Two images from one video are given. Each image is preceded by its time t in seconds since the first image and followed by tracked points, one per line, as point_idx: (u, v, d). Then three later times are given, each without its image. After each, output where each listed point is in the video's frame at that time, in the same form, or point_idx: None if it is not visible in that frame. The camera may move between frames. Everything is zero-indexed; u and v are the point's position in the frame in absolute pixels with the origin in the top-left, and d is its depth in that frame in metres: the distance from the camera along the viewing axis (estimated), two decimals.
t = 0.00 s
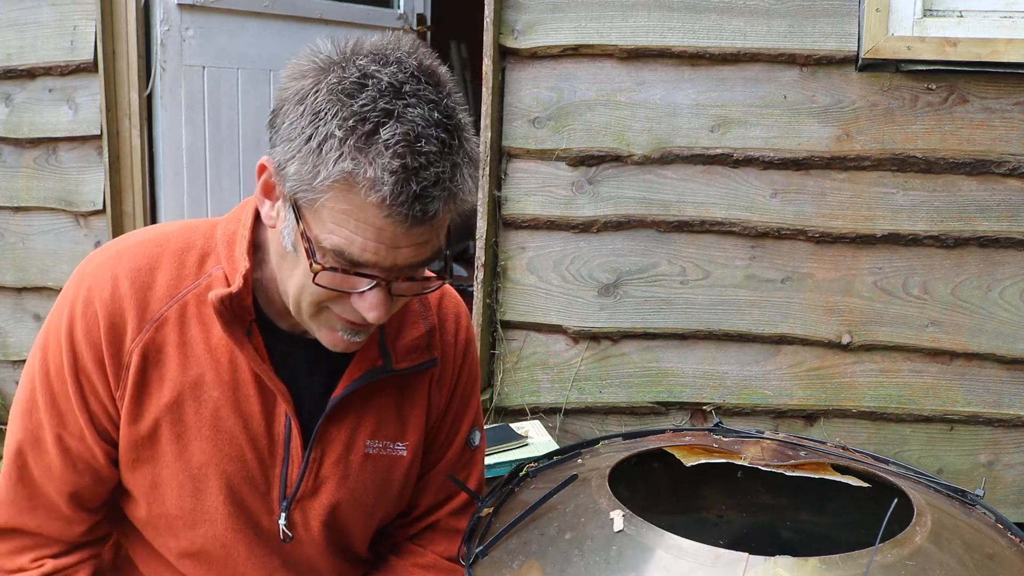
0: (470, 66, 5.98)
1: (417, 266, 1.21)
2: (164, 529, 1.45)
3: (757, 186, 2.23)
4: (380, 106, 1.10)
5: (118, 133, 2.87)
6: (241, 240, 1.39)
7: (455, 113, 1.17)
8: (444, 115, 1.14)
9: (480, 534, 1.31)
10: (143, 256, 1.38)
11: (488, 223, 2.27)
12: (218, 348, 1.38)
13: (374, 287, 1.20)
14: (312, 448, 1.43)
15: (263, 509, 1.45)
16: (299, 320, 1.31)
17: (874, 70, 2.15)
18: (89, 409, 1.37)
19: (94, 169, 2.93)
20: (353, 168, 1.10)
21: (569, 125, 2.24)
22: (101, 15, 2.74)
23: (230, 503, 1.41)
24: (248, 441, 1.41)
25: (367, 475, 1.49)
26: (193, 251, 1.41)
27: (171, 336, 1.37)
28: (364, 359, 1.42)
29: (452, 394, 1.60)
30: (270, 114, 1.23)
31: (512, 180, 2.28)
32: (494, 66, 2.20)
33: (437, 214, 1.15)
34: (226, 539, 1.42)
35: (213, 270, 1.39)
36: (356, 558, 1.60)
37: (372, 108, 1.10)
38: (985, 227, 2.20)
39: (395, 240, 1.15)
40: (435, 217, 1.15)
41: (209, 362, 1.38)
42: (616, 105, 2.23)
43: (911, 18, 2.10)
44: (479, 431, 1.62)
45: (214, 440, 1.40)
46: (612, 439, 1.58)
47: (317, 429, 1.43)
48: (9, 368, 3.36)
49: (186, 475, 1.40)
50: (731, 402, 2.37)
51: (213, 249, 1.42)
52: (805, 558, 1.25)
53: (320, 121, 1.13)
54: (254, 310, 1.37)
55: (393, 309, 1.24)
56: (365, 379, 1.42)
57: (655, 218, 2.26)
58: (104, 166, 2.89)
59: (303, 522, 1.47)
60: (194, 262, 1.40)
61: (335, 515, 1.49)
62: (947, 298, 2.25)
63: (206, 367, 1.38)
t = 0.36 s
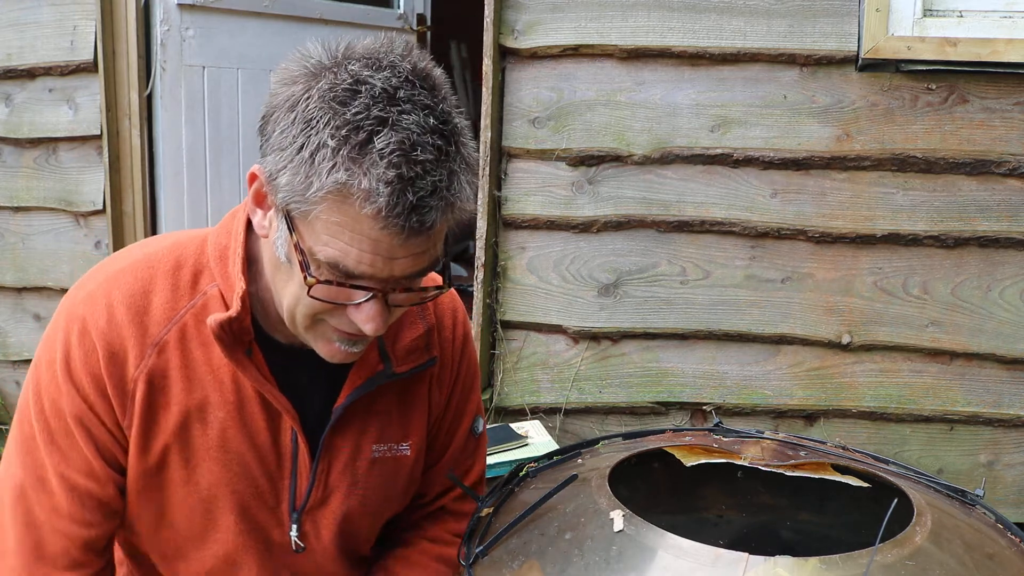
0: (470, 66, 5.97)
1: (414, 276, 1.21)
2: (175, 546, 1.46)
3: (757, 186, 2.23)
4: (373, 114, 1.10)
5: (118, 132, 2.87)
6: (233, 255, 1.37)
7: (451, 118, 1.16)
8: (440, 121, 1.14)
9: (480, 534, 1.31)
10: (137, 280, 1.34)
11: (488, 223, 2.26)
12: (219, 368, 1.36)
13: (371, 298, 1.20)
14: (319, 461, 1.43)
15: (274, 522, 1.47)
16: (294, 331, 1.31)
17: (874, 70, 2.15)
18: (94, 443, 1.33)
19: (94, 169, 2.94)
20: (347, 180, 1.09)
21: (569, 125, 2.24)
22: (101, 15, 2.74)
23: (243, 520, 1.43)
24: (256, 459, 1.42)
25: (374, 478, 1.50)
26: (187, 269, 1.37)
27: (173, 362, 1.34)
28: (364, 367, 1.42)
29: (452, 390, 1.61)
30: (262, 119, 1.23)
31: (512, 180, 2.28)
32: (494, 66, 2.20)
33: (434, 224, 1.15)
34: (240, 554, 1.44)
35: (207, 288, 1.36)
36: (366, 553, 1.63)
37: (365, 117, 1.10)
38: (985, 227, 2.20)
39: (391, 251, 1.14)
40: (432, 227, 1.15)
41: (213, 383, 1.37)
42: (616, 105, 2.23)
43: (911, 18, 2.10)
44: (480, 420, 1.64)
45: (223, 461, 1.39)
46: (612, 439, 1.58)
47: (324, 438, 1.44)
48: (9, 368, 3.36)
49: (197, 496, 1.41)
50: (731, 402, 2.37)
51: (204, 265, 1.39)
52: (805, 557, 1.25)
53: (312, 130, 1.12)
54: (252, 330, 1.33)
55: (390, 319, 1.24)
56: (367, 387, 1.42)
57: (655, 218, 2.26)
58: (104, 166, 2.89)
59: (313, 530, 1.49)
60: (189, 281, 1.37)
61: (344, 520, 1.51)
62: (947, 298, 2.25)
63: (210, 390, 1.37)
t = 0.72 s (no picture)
0: (470, 66, 5.96)
1: (418, 283, 1.21)
2: None
3: (757, 186, 2.23)
4: (376, 116, 1.09)
5: (118, 132, 2.87)
6: (234, 277, 1.30)
7: (452, 119, 1.16)
8: (442, 122, 1.13)
9: (480, 534, 1.31)
10: (146, 320, 1.25)
11: (487, 223, 2.26)
12: (235, 396, 1.31)
13: (376, 307, 1.19)
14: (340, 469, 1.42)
15: (301, 541, 1.45)
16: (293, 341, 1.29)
17: (874, 70, 2.15)
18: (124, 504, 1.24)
19: (94, 169, 2.94)
20: (351, 185, 1.08)
21: (569, 125, 2.24)
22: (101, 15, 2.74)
23: (273, 543, 1.41)
24: (280, 484, 1.39)
25: (392, 480, 1.51)
26: (191, 300, 1.29)
27: (195, 399, 1.28)
28: (373, 369, 1.42)
29: (450, 380, 1.62)
30: (257, 123, 1.21)
31: (512, 180, 2.28)
32: (494, 66, 2.20)
33: (439, 229, 1.14)
34: None
35: (211, 315, 1.30)
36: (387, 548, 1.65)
37: (367, 119, 1.09)
38: (985, 227, 2.20)
39: (396, 258, 1.14)
40: (437, 233, 1.14)
41: (232, 413, 1.32)
42: (616, 105, 2.23)
43: (911, 18, 2.10)
44: (472, 402, 1.67)
45: (250, 491, 1.36)
46: (612, 439, 1.58)
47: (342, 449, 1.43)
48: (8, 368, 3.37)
49: (226, 528, 1.38)
50: (731, 402, 2.37)
51: (205, 290, 1.31)
52: (804, 557, 1.25)
53: (313, 133, 1.10)
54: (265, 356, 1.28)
55: (394, 327, 1.24)
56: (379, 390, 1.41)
57: (655, 218, 2.26)
58: (104, 166, 2.89)
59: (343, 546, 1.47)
60: (197, 312, 1.29)
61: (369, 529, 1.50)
62: (947, 298, 2.25)
63: (229, 420, 1.32)
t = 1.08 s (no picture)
0: (470, 66, 5.96)
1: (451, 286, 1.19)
2: None
3: (757, 186, 2.23)
4: (395, 116, 1.04)
5: (118, 132, 2.87)
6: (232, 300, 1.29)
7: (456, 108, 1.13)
8: (451, 113, 1.10)
9: (481, 535, 1.31)
10: (151, 348, 1.23)
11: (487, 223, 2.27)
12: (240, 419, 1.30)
13: (414, 316, 1.16)
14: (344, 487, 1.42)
15: (309, 556, 1.46)
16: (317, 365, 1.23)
17: (874, 70, 2.15)
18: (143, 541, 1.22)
19: (94, 169, 2.94)
20: (389, 193, 1.02)
21: (569, 125, 2.24)
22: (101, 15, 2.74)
23: (282, 562, 1.41)
24: (287, 503, 1.39)
25: (395, 493, 1.51)
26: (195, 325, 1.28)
27: (204, 427, 1.26)
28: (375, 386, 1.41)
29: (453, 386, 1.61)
30: (253, 143, 1.11)
31: (512, 180, 2.28)
32: (494, 66, 2.20)
33: (472, 225, 1.12)
34: None
35: (211, 339, 1.28)
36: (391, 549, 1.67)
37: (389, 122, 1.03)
38: (985, 227, 2.20)
39: (436, 264, 1.11)
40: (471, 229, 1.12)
41: (238, 437, 1.31)
42: (616, 105, 2.23)
43: (911, 18, 2.10)
44: (474, 406, 1.67)
45: (258, 514, 1.36)
46: (612, 439, 1.58)
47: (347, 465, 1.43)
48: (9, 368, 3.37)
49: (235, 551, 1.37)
50: (731, 402, 2.37)
51: (202, 314, 1.30)
52: (804, 558, 1.25)
53: (331, 146, 1.03)
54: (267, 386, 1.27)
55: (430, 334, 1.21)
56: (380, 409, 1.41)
57: (655, 218, 2.26)
58: (104, 166, 2.89)
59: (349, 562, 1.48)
60: (199, 336, 1.28)
61: (374, 541, 1.51)
62: (947, 298, 2.25)
63: (236, 444, 1.31)
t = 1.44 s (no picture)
0: (471, 66, 5.96)
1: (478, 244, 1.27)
2: None
3: (757, 186, 2.23)
4: (429, 89, 1.17)
5: (118, 132, 2.87)
6: (236, 283, 1.30)
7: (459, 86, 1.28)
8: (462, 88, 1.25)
9: (481, 535, 1.31)
10: (149, 323, 1.24)
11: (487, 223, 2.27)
12: (237, 403, 1.30)
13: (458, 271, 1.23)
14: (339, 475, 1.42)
15: (301, 545, 1.45)
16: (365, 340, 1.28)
17: (874, 70, 2.15)
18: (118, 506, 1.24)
19: (94, 169, 2.94)
20: (446, 153, 1.13)
21: (569, 125, 2.24)
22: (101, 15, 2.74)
23: (272, 550, 1.41)
24: (279, 489, 1.38)
25: (391, 486, 1.51)
26: (195, 305, 1.29)
27: (195, 405, 1.27)
28: (373, 375, 1.43)
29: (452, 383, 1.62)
30: (287, 140, 1.17)
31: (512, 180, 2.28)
32: (494, 66, 2.20)
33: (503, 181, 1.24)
34: None
35: (213, 321, 1.29)
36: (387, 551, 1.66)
37: (426, 94, 1.16)
38: (985, 227, 2.20)
39: (474, 215, 1.20)
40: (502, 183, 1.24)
41: (232, 420, 1.31)
42: (616, 105, 2.23)
43: (911, 18, 2.10)
44: (473, 407, 1.67)
45: (248, 498, 1.35)
46: (612, 439, 1.58)
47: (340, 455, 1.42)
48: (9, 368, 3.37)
49: (224, 533, 1.37)
50: (731, 402, 2.37)
51: (206, 296, 1.31)
52: (803, 558, 1.25)
53: (383, 121, 1.13)
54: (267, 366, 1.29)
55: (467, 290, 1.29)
56: (378, 398, 1.42)
57: (655, 218, 2.26)
58: (104, 166, 2.90)
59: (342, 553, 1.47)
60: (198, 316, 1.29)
61: (369, 534, 1.51)
62: (947, 298, 2.25)
63: (229, 427, 1.31)
